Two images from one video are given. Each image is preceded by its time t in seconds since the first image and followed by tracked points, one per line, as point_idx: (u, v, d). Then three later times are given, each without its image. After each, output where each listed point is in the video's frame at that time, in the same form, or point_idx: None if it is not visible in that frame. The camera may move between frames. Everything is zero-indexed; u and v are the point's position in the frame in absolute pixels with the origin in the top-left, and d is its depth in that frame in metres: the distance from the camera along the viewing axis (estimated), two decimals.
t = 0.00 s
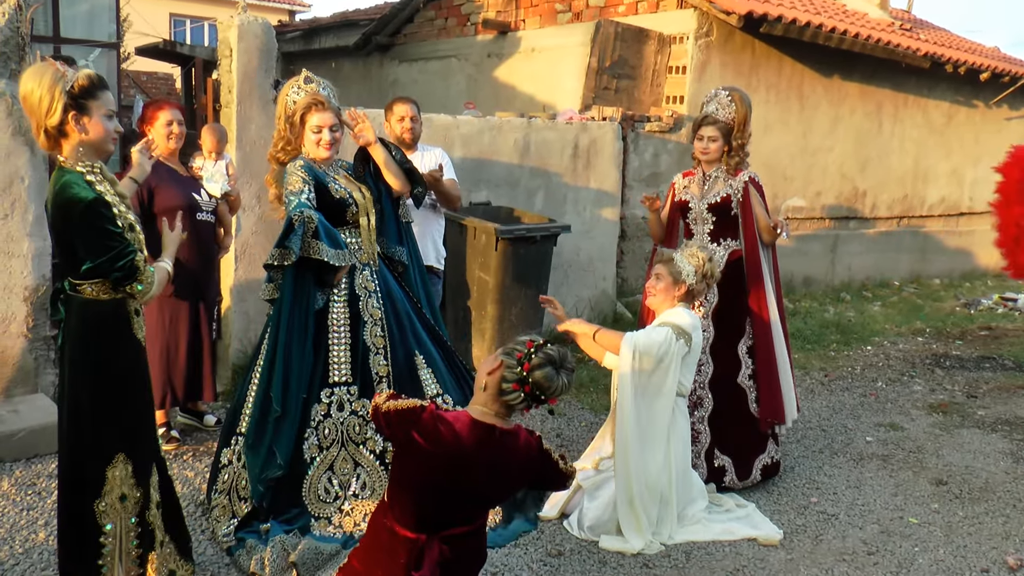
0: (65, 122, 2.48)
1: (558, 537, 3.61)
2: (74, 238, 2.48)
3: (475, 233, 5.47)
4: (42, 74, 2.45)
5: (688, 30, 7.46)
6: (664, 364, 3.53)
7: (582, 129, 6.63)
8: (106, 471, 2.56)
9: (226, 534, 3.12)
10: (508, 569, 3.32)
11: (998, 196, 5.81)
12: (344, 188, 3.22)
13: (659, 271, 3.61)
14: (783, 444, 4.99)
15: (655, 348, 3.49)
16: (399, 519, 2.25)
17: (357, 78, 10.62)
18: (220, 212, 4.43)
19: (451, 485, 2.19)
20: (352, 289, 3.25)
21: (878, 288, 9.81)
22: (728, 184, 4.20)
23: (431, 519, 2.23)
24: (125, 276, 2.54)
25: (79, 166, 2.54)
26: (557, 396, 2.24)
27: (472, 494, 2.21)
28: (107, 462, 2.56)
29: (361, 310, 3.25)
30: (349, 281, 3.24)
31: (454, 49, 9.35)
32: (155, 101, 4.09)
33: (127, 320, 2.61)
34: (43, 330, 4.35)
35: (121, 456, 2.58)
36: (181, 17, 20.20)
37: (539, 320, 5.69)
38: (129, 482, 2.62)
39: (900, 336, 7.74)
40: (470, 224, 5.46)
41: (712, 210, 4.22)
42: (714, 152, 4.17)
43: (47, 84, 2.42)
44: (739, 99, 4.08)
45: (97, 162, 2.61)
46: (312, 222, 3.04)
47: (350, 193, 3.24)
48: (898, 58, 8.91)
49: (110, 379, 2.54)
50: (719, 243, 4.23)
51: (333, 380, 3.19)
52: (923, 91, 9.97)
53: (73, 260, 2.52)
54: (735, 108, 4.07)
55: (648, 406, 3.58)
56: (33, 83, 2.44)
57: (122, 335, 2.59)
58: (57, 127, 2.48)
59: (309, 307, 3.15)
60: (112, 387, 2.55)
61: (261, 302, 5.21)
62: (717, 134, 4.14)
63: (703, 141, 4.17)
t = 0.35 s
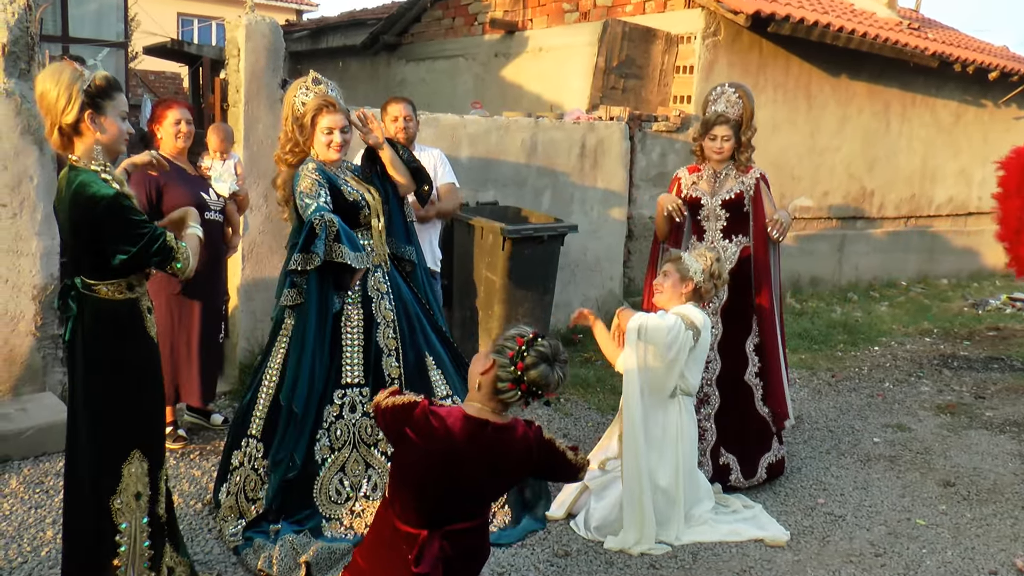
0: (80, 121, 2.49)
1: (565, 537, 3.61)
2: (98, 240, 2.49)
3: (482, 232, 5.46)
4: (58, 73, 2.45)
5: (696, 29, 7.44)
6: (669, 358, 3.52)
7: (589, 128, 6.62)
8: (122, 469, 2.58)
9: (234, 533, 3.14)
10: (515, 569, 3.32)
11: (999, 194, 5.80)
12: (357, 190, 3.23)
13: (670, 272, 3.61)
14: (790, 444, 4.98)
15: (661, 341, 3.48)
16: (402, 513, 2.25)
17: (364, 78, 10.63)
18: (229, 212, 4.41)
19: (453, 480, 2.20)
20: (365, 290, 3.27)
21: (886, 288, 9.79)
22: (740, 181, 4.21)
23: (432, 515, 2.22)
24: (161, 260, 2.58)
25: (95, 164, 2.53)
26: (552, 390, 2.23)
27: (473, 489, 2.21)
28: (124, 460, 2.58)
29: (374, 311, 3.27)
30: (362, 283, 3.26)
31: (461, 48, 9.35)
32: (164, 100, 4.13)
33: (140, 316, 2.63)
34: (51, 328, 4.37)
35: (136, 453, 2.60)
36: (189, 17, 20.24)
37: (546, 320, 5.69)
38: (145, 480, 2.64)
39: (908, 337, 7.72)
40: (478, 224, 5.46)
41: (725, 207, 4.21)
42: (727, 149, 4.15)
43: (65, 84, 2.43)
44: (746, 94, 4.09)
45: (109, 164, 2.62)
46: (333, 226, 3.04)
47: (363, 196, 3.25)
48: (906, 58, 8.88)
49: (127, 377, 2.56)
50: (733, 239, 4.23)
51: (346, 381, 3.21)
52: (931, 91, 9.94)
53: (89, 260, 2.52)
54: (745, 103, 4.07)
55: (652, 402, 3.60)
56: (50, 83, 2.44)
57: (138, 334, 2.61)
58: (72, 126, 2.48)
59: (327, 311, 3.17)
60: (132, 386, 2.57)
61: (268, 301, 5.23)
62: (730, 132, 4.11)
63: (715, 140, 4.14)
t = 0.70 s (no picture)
0: (77, 122, 2.51)
1: (566, 538, 3.61)
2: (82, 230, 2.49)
3: (483, 233, 5.47)
4: (61, 74, 2.49)
5: (697, 31, 7.44)
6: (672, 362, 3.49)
7: (590, 129, 6.62)
8: (111, 466, 2.57)
9: (235, 534, 3.16)
10: (515, 570, 3.32)
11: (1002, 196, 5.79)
12: (366, 188, 3.21)
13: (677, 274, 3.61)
14: (790, 446, 4.98)
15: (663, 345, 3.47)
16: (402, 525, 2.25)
17: (366, 78, 10.63)
18: (232, 213, 4.39)
19: (452, 482, 2.21)
20: (375, 294, 3.24)
21: (887, 289, 9.79)
22: (736, 184, 4.21)
23: (437, 519, 2.24)
24: (136, 258, 2.49)
25: (88, 163, 2.53)
26: (516, 379, 2.23)
27: (474, 486, 2.25)
28: (113, 457, 2.58)
29: (383, 316, 3.25)
30: (371, 285, 3.23)
31: (463, 49, 9.35)
32: (165, 100, 4.15)
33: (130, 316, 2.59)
34: (52, 328, 4.38)
35: (126, 452, 2.58)
36: (190, 17, 20.25)
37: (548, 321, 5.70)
38: (136, 478, 2.61)
39: (909, 338, 7.72)
40: (478, 225, 5.47)
41: (719, 209, 4.22)
42: (724, 152, 4.16)
43: (65, 83, 2.46)
44: (744, 98, 4.10)
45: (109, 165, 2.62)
46: (343, 222, 3.04)
47: (372, 193, 3.23)
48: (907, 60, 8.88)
49: (118, 374, 2.56)
50: (725, 242, 4.24)
51: (353, 386, 3.20)
52: (932, 93, 9.94)
53: (83, 256, 2.53)
54: (744, 106, 4.08)
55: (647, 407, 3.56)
56: (52, 82, 2.49)
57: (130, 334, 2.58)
58: (70, 126, 2.51)
59: (336, 312, 3.15)
60: (119, 384, 2.55)
61: (268, 301, 5.23)
62: (730, 135, 4.12)
63: (716, 143, 4.15)
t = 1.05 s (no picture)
0: (74, 120, 2.52)
1: (566, 537, 3.61)
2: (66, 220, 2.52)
3: (483, 232, 5.48)
4: (62, 71, 2.50)
5: (697, 30, 7.44)
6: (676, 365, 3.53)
7: (590, 129, 6.62)
8: (95, 471, 2.56)
9: (235, 536, 3.21)
10: (515, 569, 3.33)
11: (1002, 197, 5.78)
12: (367, 185, 3.17)
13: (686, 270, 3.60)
14: (790, 445, 4.98)
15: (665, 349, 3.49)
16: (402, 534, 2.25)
17: (366, 78, 10.63)
18: (230, 214, 4.42)
19: (450, 487, 2.23)
20: (373, 295, 3.18)
21: (886, 289, 9.80)
22: (717, 184, 4.27)
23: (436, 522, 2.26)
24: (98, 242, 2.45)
25: (83, 160, 2.54)
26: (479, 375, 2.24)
27: (469, 484, 2.27)
28: (97, 461, 2.56)
29: (382, 319, 3.19)
30: (369, 286, 3.18)
31: (463, 49, 9.35)
32: (164, 100, 4.15)
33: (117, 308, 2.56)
34: (51, 327, 4.38)
35: (110, 457, 2.57)
36: (190, 16, 20.25)
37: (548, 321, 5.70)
38: (122, 483, 2.60)
39: (908, 338, 7.72)
40: (478, 224, 5.48)
41: (697, 208, 4.28)
42: (706, 151, 4.23)
43: (64, 80, 2.48)
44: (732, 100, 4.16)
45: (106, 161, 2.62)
46: (326, 213, 2.97)
47: (374, 191, 3.19)
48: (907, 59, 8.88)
49: (103, 373, 2.53)
50: (704, 241, 4.29)
51: (351, 393, 3.15)
52: (932, 92, 9.94)
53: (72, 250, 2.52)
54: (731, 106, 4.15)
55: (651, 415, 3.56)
56: (52, 79, 2.50)
57: (116, 336, 2.55)
58: (68, 123, 2.53)
59: (328, 309, 3.09)
60: (103, 387, 2.54)
61: (268, 301, 5.23)
62: (717, 135, 4.18)
63: (703, 142, 4.21)
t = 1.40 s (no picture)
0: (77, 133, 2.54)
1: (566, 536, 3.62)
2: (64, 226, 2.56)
3: (483, 232, 5.49)
4: (68, 88, 2.53)
5: (697, 29, 7.44)
6: (705, 373, 3.59)
7: (590, 128, 6.62)
8: (84, 484, 2.57)
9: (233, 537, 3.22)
10: None
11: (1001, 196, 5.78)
12: (363, 190, 3.14)
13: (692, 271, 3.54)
14: (790, 444, 4.98)
15: (696, 358, 3.54)
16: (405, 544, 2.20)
17: (366, 77, 10.63)
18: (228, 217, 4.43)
19: (450, 486, 2.29)
20: (359, 301, 3.14)
21: (887, 288, 9.80)
22: (704, 185, 4.29)
23: (432, 522, 2.28)
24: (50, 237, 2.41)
25: (89, 173, 2.56)
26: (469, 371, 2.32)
27: (466, 481, 2.34)
28: (83, 474, 2.56)
29: (366, 326, 3.14)
30: (356, 293, 3.14)
31: (462, 48, 9.35)
32: (164, 100, 4.15)
33: (102, 322, 2.53)
34: (52, 327, 4.38)
35: (96, 469, 2.56)
36: (190, 16, 20.25)
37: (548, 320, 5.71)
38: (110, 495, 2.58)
39: (909, 337, 7.72)
40: (480, 223, 5.51)
41: (689, 209, 4.29)
42: (692, 151, 4.23)
43: (68, 94, 2.50)
44: (716, 99, 4.16)
45: (114, 174, 2.63)
46: (299, 218, 2.96)
47: (369, 197, 3.15)
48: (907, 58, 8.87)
49: (90, 387, 2.51)
50: (692, 241, 4.32)
51: (331, 402, 3.14)
52: (932, 91, 9.93)
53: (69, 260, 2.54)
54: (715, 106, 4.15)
55: (675, 423, 3.57)
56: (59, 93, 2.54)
57: (105, 352, 2.54)
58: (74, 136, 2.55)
59: (304, 316, 3.09)
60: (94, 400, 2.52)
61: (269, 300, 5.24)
62: (702, 134, 4.18)
63: (689, 142, 4.21)
